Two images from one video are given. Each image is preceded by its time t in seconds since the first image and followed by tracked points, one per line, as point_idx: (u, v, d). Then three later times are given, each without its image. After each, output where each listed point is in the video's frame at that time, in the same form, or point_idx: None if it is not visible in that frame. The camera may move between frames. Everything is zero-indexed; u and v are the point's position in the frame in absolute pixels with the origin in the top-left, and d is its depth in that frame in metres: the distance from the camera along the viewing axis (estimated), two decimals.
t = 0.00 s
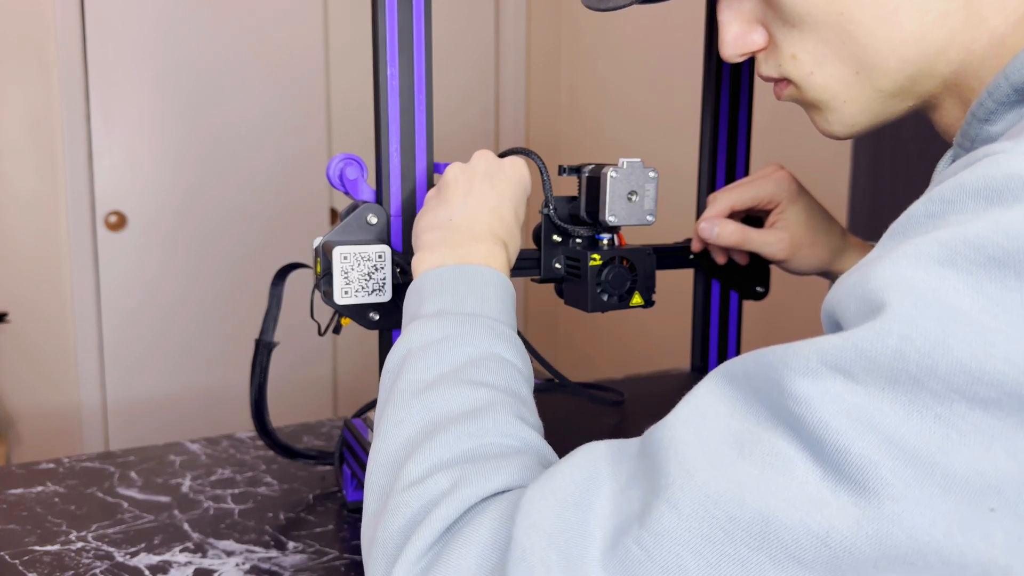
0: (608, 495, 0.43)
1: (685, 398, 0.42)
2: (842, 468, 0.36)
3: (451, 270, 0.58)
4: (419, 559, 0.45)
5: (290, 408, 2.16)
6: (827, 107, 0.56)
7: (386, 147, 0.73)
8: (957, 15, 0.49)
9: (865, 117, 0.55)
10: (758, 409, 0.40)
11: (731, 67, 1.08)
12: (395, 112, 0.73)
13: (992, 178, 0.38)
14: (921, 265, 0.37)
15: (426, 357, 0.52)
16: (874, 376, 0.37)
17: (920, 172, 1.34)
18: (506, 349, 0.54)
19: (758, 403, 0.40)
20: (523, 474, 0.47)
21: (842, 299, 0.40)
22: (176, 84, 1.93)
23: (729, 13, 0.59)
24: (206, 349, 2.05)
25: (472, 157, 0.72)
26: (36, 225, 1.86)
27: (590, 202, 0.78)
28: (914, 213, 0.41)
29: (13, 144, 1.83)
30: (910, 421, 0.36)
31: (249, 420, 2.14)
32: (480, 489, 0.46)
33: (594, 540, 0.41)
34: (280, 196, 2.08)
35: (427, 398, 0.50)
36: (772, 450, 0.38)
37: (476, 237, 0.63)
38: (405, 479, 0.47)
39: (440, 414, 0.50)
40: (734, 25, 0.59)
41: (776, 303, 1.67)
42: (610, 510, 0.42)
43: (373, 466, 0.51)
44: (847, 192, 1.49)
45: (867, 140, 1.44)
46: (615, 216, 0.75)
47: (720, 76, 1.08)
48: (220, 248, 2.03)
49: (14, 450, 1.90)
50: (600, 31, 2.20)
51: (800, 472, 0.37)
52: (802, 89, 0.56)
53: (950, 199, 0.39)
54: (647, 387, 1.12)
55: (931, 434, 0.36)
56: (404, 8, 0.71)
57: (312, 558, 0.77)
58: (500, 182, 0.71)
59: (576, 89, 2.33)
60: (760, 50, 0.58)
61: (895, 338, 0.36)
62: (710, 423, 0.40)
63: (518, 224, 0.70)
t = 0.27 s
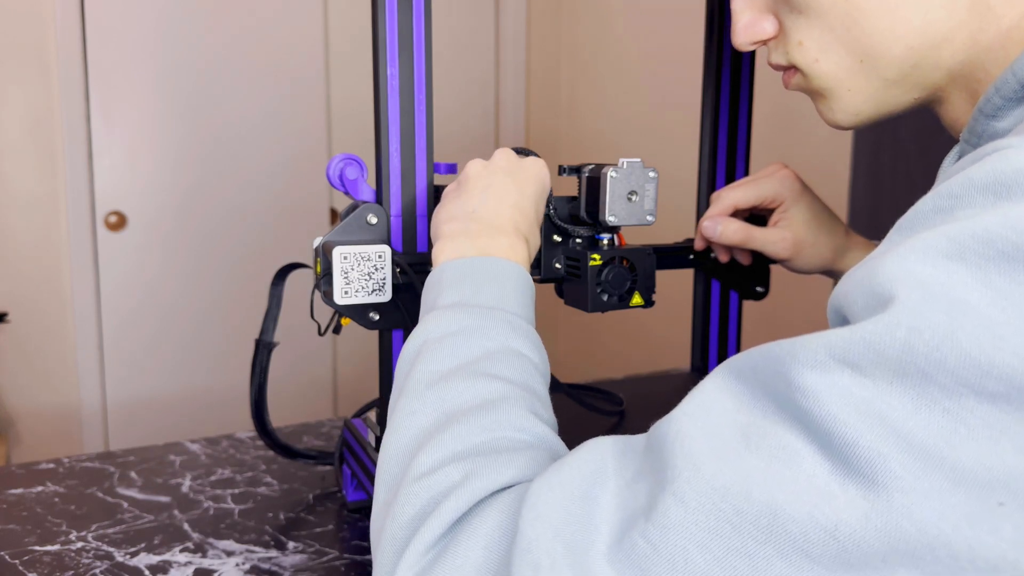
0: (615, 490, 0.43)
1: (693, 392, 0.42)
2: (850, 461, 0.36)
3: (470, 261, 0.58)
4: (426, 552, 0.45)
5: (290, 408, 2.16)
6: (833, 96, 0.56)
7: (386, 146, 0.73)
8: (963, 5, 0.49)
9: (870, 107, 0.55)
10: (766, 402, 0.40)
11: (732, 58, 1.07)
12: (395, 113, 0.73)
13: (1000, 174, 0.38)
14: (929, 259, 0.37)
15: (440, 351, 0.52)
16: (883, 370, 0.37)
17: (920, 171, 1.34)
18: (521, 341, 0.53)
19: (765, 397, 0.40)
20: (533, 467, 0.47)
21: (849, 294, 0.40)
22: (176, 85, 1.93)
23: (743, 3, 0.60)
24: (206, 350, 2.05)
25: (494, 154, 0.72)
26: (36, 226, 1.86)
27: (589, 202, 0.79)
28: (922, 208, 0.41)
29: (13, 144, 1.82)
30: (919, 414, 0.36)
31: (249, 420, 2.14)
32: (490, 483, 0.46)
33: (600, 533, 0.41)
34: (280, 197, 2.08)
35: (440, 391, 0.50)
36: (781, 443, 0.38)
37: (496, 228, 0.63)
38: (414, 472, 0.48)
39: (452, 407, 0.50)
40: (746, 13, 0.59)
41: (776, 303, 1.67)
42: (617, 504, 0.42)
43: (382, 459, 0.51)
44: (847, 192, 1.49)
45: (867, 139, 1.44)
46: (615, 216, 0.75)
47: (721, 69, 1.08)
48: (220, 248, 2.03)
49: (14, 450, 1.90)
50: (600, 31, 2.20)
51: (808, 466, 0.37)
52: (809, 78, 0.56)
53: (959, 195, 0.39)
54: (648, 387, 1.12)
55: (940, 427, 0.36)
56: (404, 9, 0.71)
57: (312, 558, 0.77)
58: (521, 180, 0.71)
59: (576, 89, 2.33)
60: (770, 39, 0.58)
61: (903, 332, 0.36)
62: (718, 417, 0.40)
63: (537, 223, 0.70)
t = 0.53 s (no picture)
0: (638, 516, 0.42)
1: (711, 411, 0.41)
2: (873, 484, 0.37)
3: (473, 278, 0.58)
4: None
5: (290, 408, 2.16)
6: (850, 81, 0.56)
7: (386, 146, 0.73)
8: None
9: (887, 92, 0.54)
10: (785, 422, 0.40)
11: (732, 53, 1.04)
12: (395, 112, 0.73)
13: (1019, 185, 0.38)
14: (947, 273, 0.37)
15: (450, 373, 0.52)
16: (903, 389, 0.36)
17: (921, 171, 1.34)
18: (527, 357, 0.54)
19: (785, 418, 0.40)
20: (553, 489, 0.47)
21: (867, 308, 0.40)
22: (176, 85, 1.93)
23: None
24: (206, 349, 2.05)
25: (475, 161, 0.71)
26: (37, 226, 1.86)
27: (589, 202, 0.79)
28: (938, 216, 0.41)
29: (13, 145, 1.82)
30: (938, 434, 0.36)
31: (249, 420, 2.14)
32: (507, 506, 0.45)
33: (625, 559, 0.40)
34: (281, 198, 2.08)
35: (452, 414, 0.50)
36: (803, 467, 0.38)
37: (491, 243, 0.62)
38: (432, 500, 0.47)
39: (466, 429, 0.49)
40: None
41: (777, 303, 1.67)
42: (641, 532, 0.41)
43: (398, 484, 0.50)
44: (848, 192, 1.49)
45: (868, 138, 1.44)
46: (615, 215, 0.75)
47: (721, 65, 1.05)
48: (220, 248, 2.03)
49: (13, 451, 1.90)
50: (600, 31, 2.20)
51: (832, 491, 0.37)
52: (828, 63, 0.56)
53: (977, 203, 0.39)
54: (648, 387, 1.12)
55: (961, 445, 0.36)
56: (404, 10, 0.71)
57: (312, 558, 0.77)
58: (507, 183, 0.70)
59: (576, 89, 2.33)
60: (791, 27, 0.59)
61: (922, 350, 0.36)
62: (740, 439, 0.40)
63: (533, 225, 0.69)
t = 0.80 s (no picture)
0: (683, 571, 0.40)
1: (749, 460, 0.41)
2: (934, 536, 0.35)
3: (481, 327, 0.55)
4: None
5: (290, 408, 2.16)
6: (861, 74, 0.56)
7: (386, 146, 0.73)
8: None
9: (897, 86, 0.54)
10: (831, 468, 0.39)
11: (732, 53, 1.05)
12: (395, 110, 0.73)
13: None
14: (990, 302, 0.36)
15: (466, 434, 0.49)
16: (954, 430, 0.35)
17: (920, 171, 1.34)
18: (543, 409, 0.51)
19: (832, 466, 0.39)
20: (590, 553, 0.45)
21: (905, 337, 0.40)
22: (176, 85, 1.93)
23: None
24: (205, 349, 2.05)
25: (452, 195, 0.67)
26: (37, 226, 1.86)
27: (589, 202, 0.79)
28: (968, 234, 0.40)
29: (13, 144, 1.83)
30: (996, 476, 0.35)
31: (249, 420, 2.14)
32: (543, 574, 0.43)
33: None
34: (281, 197, 2.08)
35: (474, 475, 0.48)
36: (857, 518, 0.37)
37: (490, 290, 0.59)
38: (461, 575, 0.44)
39: (490, 490, 0.47)
40: None
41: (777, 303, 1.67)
42: None
43: (421, 550, 0.48)
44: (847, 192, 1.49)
45: (868, 138, 1.44)
46: (615, 216, 0.75)
47: (720, 65, 1.05)
48: (219, 247, 2.03)
49: (13, 450, 1.90)
50: (600, 30, 2.20)
51: (891, 544, 0.36)
52: (839, 54, 0.56)
53: (1012, 221, 0.38)
54: (647, 387, 1.12)
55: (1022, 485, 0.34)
56: (404, 10, 0.71)
57: (312, 558, 0.77)
58: (489, 216, 0.66)
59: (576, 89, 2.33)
60: (802, 16, 0.60)
61: (973, 388, 0.35)
62: (786, 490, 0.39)
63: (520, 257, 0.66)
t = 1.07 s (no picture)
0: (662, 539, 0.40)
1: (738, 430, 0.40)
2: (918, 509, 0.35)
3: (473, 293, 0.55)
4: None
5: (290, 408, 2.16)
6: (870, 69, 0.55)
7: (386, 146, 0.73)
8: None
9: (905, 82, 0.54)
10: (819, 442, 0.39)
11: (733, 53, 1.05)
12: (395, 110, 0.73)
13: None
14: (991, 288, 0.36)
15: (455, 395, 0.49)
16: (946, 409, 0.35)
17: (920, 171, 1.34)
18: (532, 379, 0.51)
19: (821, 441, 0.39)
20: (571, 515, 0.45)
21: (904, 322, 0.39)
22: (176, 86, 1.93)
23: None
24: (206, 349, 2.05)
25: (479, 170, 0.68)
26: (38, 226, 1.86)
27: (589, 203, 0.79)
28: (973, 224, 0.39)
29: (14, 145, 1.83)
30: (986, 457, 0.34)
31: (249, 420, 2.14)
32: (524, 531, 0.43)
33: None
34: (281, 198, 2.08)
35: (461, 434, 0.48)
36: (841, 490, 0.36)
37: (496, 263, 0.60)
38: (441, 528, 0.44)
39: (475, 450, 0.47)
40: None
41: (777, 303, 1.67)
42: (668, 553, 0.39)
43: (402, 508, 0.48)
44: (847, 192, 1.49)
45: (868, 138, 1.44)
46: (615, 216, 0.75)
47: (721, 65, 1.05)
48: (220, 248, 2.03)
49: (14, 450, 1.90)
50: (600, 31, 2.20)
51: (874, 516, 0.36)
52: (848, 49, 0.56)
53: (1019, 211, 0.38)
54: (647, 387, 1.12)
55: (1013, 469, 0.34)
56: (404, 11, 0.72)
57: (312, 558, 0.77)
58: (509, 202, 0.68)
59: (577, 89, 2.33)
60: (811, 11, 0.60)
61: (970, 369, 0.35)
62: (772, 459, 0.38)
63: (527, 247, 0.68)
